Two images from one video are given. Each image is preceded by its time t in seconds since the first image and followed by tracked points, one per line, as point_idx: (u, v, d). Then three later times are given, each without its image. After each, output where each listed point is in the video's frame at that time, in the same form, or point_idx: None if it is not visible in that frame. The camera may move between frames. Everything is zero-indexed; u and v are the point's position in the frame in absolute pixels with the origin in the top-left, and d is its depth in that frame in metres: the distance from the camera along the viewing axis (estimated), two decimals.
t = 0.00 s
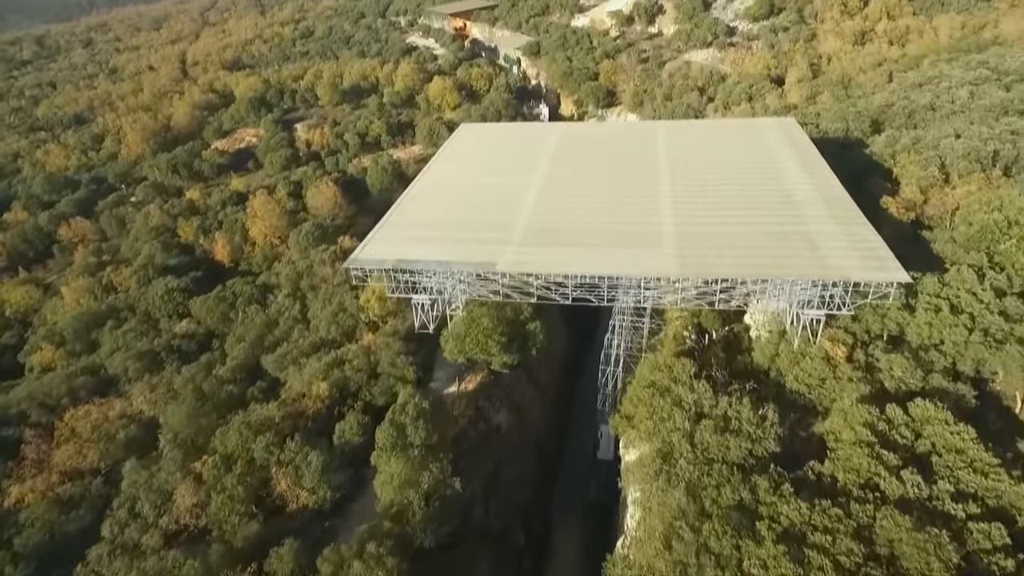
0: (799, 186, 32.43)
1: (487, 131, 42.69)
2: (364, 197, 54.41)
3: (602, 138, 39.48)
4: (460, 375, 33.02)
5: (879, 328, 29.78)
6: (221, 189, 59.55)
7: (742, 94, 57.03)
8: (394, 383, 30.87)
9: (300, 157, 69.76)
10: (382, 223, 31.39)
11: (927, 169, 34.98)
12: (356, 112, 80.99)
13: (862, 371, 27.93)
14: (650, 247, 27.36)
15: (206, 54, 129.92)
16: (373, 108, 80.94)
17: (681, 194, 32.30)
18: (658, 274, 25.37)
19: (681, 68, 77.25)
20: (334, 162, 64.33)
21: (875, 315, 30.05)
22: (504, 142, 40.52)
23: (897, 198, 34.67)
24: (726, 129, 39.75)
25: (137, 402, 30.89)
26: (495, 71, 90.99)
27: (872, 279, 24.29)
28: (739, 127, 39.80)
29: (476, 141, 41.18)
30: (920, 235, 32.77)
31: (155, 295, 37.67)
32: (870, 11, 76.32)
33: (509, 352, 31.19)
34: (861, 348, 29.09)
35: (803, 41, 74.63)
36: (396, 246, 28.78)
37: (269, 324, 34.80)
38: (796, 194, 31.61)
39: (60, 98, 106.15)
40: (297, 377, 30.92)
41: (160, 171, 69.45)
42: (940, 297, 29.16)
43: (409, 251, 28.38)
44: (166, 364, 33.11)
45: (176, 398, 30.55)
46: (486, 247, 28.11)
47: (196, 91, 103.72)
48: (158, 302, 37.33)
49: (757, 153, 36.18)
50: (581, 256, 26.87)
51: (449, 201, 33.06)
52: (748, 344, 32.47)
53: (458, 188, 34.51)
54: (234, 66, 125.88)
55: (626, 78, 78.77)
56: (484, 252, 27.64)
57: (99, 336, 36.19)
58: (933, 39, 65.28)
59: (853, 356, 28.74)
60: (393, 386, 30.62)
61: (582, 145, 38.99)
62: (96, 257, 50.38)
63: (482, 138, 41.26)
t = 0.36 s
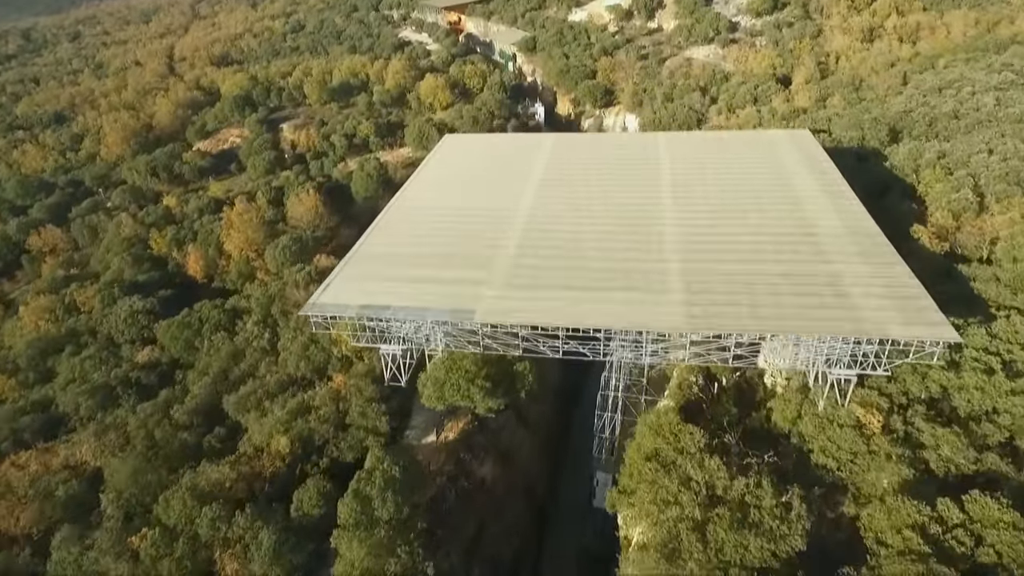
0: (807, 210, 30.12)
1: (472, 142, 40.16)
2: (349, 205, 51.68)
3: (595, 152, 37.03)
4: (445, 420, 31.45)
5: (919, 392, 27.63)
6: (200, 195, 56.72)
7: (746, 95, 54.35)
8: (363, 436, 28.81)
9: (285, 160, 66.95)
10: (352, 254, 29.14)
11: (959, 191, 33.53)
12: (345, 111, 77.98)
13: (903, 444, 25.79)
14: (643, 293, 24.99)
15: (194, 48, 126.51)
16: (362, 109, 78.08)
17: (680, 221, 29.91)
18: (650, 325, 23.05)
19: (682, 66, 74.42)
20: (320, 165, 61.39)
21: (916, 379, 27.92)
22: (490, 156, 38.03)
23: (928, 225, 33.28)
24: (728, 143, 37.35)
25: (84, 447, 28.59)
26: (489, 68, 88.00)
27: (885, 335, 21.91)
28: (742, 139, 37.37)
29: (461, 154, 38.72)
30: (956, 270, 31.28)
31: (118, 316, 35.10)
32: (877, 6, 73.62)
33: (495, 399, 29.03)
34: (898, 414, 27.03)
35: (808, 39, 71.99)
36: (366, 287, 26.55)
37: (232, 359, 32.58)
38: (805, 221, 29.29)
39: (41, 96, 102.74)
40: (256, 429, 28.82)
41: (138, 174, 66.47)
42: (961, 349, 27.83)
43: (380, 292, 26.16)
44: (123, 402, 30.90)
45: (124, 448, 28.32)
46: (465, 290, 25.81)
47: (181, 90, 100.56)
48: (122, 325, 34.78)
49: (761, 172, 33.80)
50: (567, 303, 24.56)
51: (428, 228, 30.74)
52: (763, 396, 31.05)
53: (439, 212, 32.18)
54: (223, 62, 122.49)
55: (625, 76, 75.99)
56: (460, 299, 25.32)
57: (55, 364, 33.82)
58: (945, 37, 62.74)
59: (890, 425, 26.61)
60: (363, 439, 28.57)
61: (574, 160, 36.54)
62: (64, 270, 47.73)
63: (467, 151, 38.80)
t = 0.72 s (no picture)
0: (806, 251, 28.49)
1: (453, 165, 38.34)
2: (332, 215, 48.79)
3: (587, 176, 35.50)
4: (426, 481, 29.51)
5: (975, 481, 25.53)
6: (177, 203, 54.00)
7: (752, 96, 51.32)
8: (328, 505, 26.91)
9: (271, 165, 64.29)
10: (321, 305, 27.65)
11: (999, 220, 30.83)
12: (333, 113, 75.10)
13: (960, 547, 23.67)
14: (635, 357, 23.26)
15: (182, 43, 123.01)
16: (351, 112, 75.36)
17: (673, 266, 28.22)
18: (645, 399, 21.36)
19: (683, 64, 71.66)
20: (303, 170, 58.13)
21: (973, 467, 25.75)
22: (472, 184, 36.31)
23: (970, 264, 30.05)
24: (728, 162, 35.67)
25: (19, 510, 26.34)
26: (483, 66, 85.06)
27: (901, 414, 20.14)
28: (744, 157, 35.64)
29: (441, 181, 37.01)
30: (1004, 317, 28.07)
31: (76, 345, 33.29)
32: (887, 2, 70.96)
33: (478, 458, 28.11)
34: (951, 508, 25.02)
35: (815, 36, 69.40)
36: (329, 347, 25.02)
37: (187, 400, 30.98)
38: (804, 265, 27.64)
39: (21, 93, 99.36)
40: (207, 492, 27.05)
41: (116, 178, 63.63)
42: (1015, 398, 24.50)
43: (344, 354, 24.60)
44: (73, 447, 29.19)
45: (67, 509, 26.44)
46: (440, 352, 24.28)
47: (166, 87, 97.48)
48: (80, 353, 33.01)
49: (756, 202, 32.06)
50: (565, 370, 22.93)
51: (402, 275, 29.30)
52: (784, 465, 29.63)
53: (415, 254, 30.70)
54: (211, 57, 119.15)
55: (624, 74, 73.16)
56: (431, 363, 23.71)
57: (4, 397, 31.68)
58: (958, 36, 60.30)
59: (944, 524, 24.55)
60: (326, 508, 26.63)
61: (561, 189, 34.88)
62: (30, 286, 45.05)
63: (448, 177, 37.05)
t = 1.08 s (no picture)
0: (818, 306, 26.16)
1: (439, 193, 35.90)
2: (316, 224, 46.24)
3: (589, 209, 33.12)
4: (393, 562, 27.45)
5: None
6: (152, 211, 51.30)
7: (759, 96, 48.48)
8: None
9: (255, 168, 61.50)
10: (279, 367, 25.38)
11: None
12: (322, 112, 72.29)
13: None
14: (641, 440, 21.12)
15: (169, 34, 119.38)
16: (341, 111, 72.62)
17: (681, 320, 25.96)
18: (651, 497, 19.33)
19: (686, 60, 68.88)
20: (287, 173, 55.02)
21: None
22: (459, 215, 33.89)
23: None
24: (743, 189, 33.28)
25: None
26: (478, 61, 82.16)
27: (975, 533, 17.65)
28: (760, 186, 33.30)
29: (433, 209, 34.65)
30: None
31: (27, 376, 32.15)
32: None
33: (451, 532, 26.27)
34: None
35: (822, 31, 66.71)
36: (281, 425, 22.73)
37: (148, 446, 29.25)
38: (822, 323, 25.34)
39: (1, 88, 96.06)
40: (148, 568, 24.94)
41: (92, 182, 60.88)
42: None
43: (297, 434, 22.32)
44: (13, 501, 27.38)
45: None
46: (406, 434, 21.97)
47: (150, 82, 94.34)
48: (32, 383, 31.88)
49: (761, 243, 29.66)
50: (582, 464, 20.59)
51: (374, 328, 26.99)
52: None
53: (394, 304, 28.30)
54: (199, 51, 115.78)
55: (624, 69, 70.04)
56: (392, 450, 21.42)
57: None
58: (973, 31, 57.63)
59: None
60: None
61: (554, 224, 32.41)
62: None
63: (436, 207, 34.59)
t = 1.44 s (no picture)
0: (847, 327, 22.88)
1: (416, 202, 32.45)
2: (298, 234, 43.58)
3: (586, 232, 29.09)
4: None
5: None
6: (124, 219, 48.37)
7: (768, 97, 45.60)
8: None
9: (237, 170, 58.78)
10: (240, 404, 22.04)
11: None
12: (309, 111, 69.38)
13: None
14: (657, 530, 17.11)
15: (156, 26, 115.76)
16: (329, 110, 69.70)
17: (692, 338, 22.96)
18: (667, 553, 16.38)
19: (689, 56, 66.10)
20: (269, 178, 52.24)
21: None
22: (438, 227, 30.55)
23: None
24: (762, 210, 29.30)
25: None
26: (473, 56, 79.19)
27: None
28: (782, 207, 29.30)
29: (412, 230, 30.47)
30: None
31: None
32: None
33: None
34: None
35: (831, 26, 64.07)
36: (239, 478, 19.47)
37: (92, 508, 26.51)
38: (853, 344, 22.19)
39: None
40: None
41: (67, 185, 58.22)
42: None
43: (256, 488, 19.09)
44: None
45: None
46: (379, 486, 18.79)
47: (134, 77, 91.32)
48: None
49: (777, 258, 26.34)
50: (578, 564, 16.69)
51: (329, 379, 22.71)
52: None
53: (355, 349, 23.90)
54: (186, 43, 112.35)
55: (624, 66, 67.37)
56: (364, 508, 18.23)
57: None
58: (991, 25, 54.96)
59: None
60: None
61: (544, 234, 29.05)
62: None
63: (416, 228, 30.46)
